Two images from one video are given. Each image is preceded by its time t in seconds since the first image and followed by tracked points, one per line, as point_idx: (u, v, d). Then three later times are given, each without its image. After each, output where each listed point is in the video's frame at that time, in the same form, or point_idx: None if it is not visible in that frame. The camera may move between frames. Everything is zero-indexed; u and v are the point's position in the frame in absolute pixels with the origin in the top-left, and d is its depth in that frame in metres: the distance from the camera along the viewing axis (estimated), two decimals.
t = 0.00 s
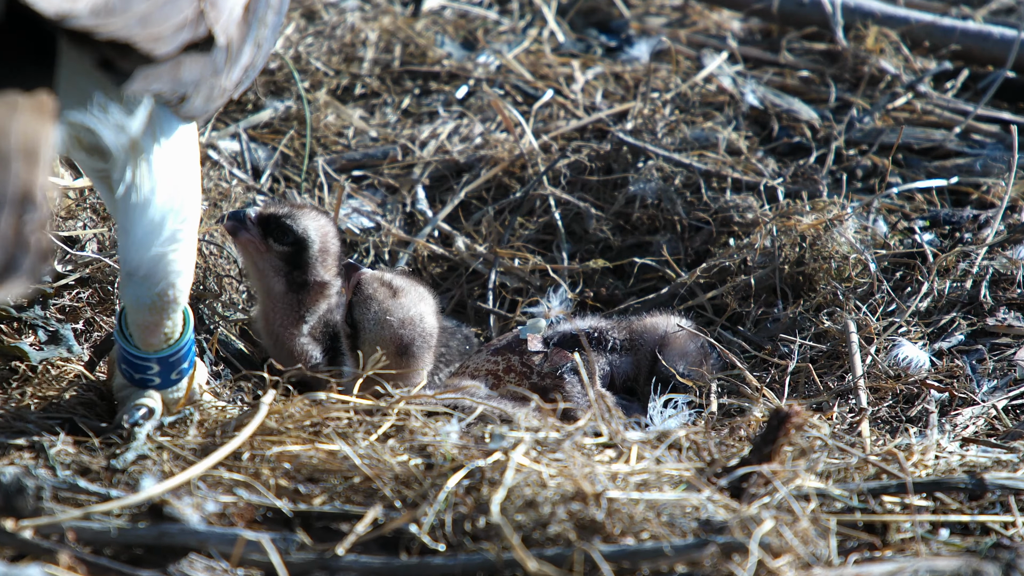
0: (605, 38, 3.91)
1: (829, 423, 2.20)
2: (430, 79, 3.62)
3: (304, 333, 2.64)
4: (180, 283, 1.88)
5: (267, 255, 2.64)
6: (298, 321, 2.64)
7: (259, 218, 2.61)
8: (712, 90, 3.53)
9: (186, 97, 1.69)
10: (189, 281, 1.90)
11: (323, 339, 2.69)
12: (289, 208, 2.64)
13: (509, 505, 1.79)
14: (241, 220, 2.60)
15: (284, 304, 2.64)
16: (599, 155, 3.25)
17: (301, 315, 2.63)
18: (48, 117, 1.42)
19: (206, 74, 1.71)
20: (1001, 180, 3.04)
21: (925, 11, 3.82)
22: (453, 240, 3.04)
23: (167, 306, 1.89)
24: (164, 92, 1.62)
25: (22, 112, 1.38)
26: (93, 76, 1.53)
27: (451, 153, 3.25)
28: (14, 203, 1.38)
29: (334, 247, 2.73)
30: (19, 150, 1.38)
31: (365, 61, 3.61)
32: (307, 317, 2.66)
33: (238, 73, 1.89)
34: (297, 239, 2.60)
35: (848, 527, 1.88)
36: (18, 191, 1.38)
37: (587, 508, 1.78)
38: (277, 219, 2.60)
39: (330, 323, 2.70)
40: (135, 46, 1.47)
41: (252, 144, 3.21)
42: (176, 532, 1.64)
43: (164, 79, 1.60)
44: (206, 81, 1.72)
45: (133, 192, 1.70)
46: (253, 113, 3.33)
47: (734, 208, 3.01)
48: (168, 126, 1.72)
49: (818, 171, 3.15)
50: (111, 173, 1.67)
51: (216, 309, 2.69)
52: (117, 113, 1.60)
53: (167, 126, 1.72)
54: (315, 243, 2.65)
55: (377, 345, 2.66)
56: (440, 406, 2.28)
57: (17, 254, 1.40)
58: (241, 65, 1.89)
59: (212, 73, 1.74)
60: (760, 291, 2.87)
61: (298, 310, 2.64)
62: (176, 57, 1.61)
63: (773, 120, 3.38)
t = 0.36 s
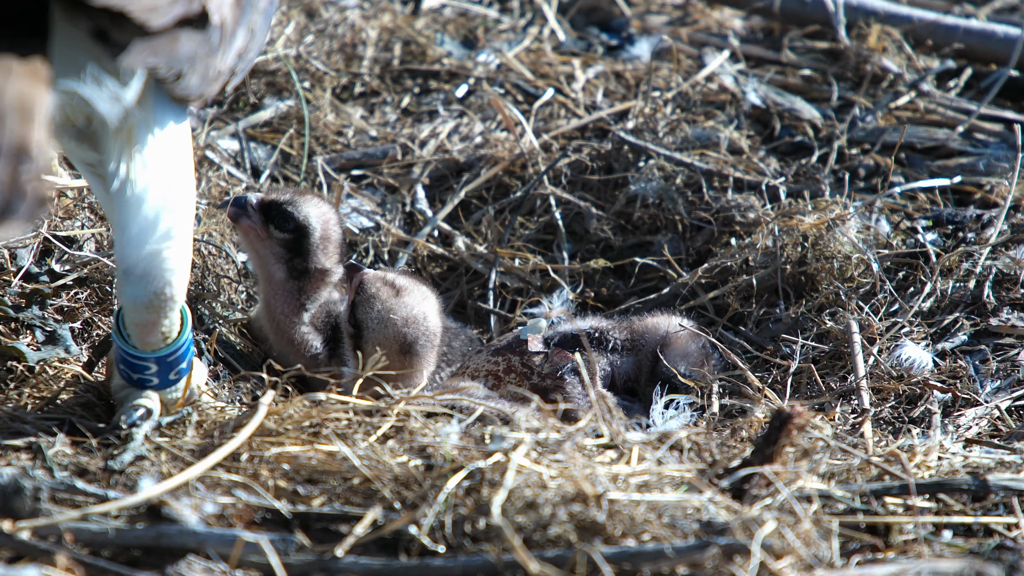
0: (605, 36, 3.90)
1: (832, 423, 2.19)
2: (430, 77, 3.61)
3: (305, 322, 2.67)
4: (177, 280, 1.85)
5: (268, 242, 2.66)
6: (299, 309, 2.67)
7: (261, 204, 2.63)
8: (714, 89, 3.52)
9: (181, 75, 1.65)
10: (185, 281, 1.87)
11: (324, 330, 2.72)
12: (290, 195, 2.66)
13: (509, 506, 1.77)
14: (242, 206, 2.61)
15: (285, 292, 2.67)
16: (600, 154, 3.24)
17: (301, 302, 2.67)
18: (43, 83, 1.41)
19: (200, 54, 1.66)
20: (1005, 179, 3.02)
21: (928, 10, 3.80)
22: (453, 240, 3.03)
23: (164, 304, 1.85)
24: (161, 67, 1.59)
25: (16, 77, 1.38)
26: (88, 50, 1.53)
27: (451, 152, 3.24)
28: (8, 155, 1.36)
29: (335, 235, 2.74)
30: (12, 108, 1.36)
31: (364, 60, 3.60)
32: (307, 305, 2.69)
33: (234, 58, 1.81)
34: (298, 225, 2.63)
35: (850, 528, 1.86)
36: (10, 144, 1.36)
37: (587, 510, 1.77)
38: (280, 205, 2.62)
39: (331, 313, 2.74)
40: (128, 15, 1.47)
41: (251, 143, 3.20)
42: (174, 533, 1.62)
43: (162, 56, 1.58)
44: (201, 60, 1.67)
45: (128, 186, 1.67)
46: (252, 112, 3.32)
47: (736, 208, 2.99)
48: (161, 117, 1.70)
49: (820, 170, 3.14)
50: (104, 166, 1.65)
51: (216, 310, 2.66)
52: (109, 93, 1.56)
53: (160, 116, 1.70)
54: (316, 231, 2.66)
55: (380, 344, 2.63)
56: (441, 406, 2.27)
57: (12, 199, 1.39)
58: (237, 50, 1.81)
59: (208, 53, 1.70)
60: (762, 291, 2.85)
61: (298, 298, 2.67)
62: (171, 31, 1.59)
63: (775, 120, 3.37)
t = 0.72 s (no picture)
0: (606, 34, 3.88)
1: (834, 424, 2.17)
2: (430, 76, 3.59)
3: (303, 325, 2.68)
4: (175, 280, 1.82)
5: (265, 246, 2.67)
6: (296, 313, 2.68)
7: (257, 208, 2.65)
8: (716, 88, 3.50)
9: (161, 63, 1.63)
10: (182, 277, 1.84)
11: (323, 331, 2.73)
12: (288, 198, 2.66)
13: (509, 508, 1.76)
14: (239, 211, 2.63)
15: (281, 296, 2.67)
16: (601, 154, 3.23)
17: (299, 305, 2.67)
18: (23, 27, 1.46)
19: (179, 43, 1.65)
20: (1008, 178, 3.01)
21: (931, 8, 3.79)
22: (453, 240, 3.02)
23: (162, 304, 1.83)
24: (138, 59, 1.58)
25: None
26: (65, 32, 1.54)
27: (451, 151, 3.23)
28: None
29: (333, 240, 2.73)
30: None
31: (364, 59, 3.59)
32: (305, 309, 2.70)
33: (224, 47, 1.79)
34: (294, 230, 2.63)
35: (853, 530, 1.85)
36: None
37: (588, 512, 1.75)
38: (275, 209, 2.63)
39: (330, 316, 2.74)
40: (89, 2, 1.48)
41: (251, 142, 3.18)
42: (172, 534, 1.61)
43: (137, 45, 1.58)
44: (182, 48, 1.66)
45: (125, 171, 1.65)
46: (252, 112, 3.31)
47: (737, 207, 2.98)
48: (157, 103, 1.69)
49: (822, 170, 3.12)
50: (99, 153, 1.64)
51: (214, 311, 2.64)
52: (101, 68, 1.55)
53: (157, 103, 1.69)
54: (311, 234, 2.66)
55: (381, 341, 2.61)
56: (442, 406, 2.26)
57: None
58: (226, 38, 1.79)
59: (189, 41, 1.68)
60: (764, 291, 2.84)
61: (295, 301, 2.68)
62: (145, 21, 1.60)
63: (777, 118, 3.35)
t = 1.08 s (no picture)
0: (606, 33, 3.87)
1: (835, 425, 2.16)
2: (429, 75, 3.58)
3: (314, 330, 2.66)
4: (160, 280, 1.79)
5: (280, 247, 2.61)
6: (308, 318, 2.65)
7: (276, 208, 2.58)
8: (716, 87, 3.49)
9: None
10: (167, 276, 1.81)
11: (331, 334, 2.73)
12: (305, 201, 2.62)
13: (508, 509, 1.74)
14: (258, 210, 2.56)
15: (294, 300, 2.63)
16: (601, 153, 3.22)
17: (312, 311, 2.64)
18: None
19: None
20: (1010, 178, 2.99)
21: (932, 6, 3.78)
22: (453, 239, 3.00)
23: (149, 303, 1.80)
24: None
25: None
26: None
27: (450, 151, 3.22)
28: None
29: (346, 244, 2.73)
30: None
31: (363, 57, 3.58)
32: (315, 315, 2.67)
33: None
34: (314, 233, 2.60)
35: (854, 531, 1.83)
36: None
37: (587, 513, 1.74)
38: (296, 211, 2.58)
39: (338, 320, 2.75)
40: None
41: (250, 141, 3.17)
42: (168, 535, 1.59)
43: None
44: None
45: (87, 136, 1.67)
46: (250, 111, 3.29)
47: (738, 207, 2.97)
48: (112, 47, 1.71)
49: (824, 169, 3.11)
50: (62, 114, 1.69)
51: (213, 310, 2.62)
52: None
53: (111, 47, 1.71)
54: (328, 238, 2.63)
55: (401, 336, 2.57)
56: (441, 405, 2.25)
57: None
58: None
59: None
60: (765, 291, 2.82)
61: (307, 306, 2.64)
62: None
63: (778, 117, 3.34)
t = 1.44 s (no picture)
0: (607, 31, 3.86)
1: (837, 426, 2.15)
2: (428, 74, 3.57)
3: (310, 321, 2.63)
4: (149, 280, 1.79)
5: (285, 235, 2.62)
6: (305, 308, 2.63)
7: (282, 196, 2.61)
8: (718, 85, 3.47)
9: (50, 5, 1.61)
10: (157, 283, 1.81)
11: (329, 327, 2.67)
12: (311, 191, 2.65)
13: (507, 510, 1.73)
14: (264, 198, 2.58)
15: (292, 287, 2.63)
16: (601, 153, 3.20)
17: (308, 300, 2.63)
18: None
19: None
20: (1013, 177, 2.97)
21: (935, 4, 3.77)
22: (452, 239, 2.99)
23: (138, 302, 1.79)
24: None
25: None
26: None
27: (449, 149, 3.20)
28: None
29: (349, 236, 2.74)
30: None
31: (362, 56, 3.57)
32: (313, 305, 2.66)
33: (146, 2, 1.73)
34: (318, 221, 2.61)
35: (856, 533, 1.81)
36: None
37: (587, 514, 1.72)
38: (302, 199, 2.61)
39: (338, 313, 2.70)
40: None
41: (248, 140, 3.16)
42: (166, 536, 1.58)
43: None
44: None
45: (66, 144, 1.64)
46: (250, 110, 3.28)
47: (740, 206, 2.95)
48: (89, 53, 1.67)
49: (825, 168, 3.09)
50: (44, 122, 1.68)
51: (211, 310, 2.61)
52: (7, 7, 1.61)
53: (88, 54, 1.68)
54: (333, 227, 2.65)
55: (400, 331, 2.55)
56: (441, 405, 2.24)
57: None
58: None
59: None
60: (765, 291, 2.81)
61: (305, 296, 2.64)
62: None
63: (779, 116, 3.32)
